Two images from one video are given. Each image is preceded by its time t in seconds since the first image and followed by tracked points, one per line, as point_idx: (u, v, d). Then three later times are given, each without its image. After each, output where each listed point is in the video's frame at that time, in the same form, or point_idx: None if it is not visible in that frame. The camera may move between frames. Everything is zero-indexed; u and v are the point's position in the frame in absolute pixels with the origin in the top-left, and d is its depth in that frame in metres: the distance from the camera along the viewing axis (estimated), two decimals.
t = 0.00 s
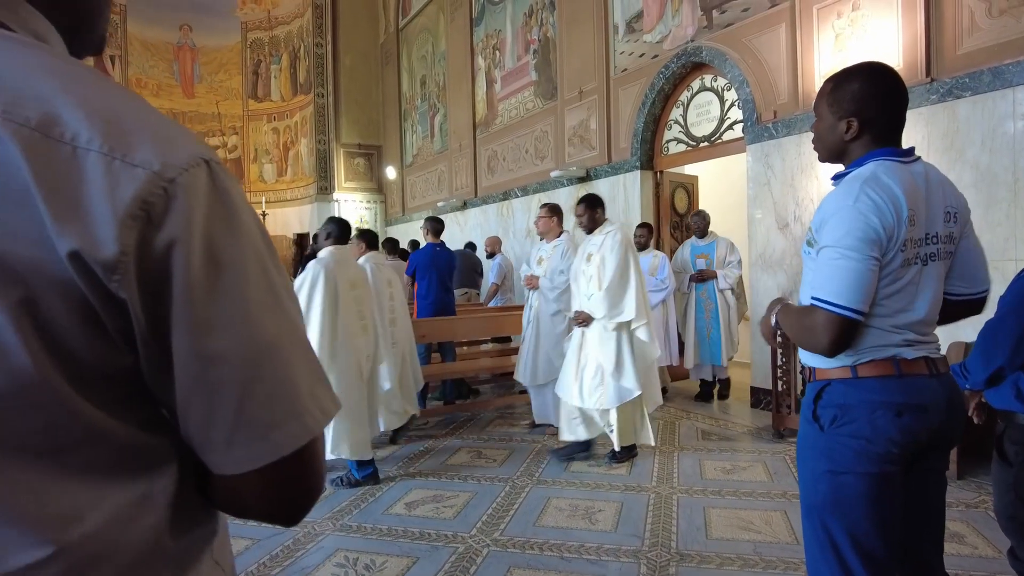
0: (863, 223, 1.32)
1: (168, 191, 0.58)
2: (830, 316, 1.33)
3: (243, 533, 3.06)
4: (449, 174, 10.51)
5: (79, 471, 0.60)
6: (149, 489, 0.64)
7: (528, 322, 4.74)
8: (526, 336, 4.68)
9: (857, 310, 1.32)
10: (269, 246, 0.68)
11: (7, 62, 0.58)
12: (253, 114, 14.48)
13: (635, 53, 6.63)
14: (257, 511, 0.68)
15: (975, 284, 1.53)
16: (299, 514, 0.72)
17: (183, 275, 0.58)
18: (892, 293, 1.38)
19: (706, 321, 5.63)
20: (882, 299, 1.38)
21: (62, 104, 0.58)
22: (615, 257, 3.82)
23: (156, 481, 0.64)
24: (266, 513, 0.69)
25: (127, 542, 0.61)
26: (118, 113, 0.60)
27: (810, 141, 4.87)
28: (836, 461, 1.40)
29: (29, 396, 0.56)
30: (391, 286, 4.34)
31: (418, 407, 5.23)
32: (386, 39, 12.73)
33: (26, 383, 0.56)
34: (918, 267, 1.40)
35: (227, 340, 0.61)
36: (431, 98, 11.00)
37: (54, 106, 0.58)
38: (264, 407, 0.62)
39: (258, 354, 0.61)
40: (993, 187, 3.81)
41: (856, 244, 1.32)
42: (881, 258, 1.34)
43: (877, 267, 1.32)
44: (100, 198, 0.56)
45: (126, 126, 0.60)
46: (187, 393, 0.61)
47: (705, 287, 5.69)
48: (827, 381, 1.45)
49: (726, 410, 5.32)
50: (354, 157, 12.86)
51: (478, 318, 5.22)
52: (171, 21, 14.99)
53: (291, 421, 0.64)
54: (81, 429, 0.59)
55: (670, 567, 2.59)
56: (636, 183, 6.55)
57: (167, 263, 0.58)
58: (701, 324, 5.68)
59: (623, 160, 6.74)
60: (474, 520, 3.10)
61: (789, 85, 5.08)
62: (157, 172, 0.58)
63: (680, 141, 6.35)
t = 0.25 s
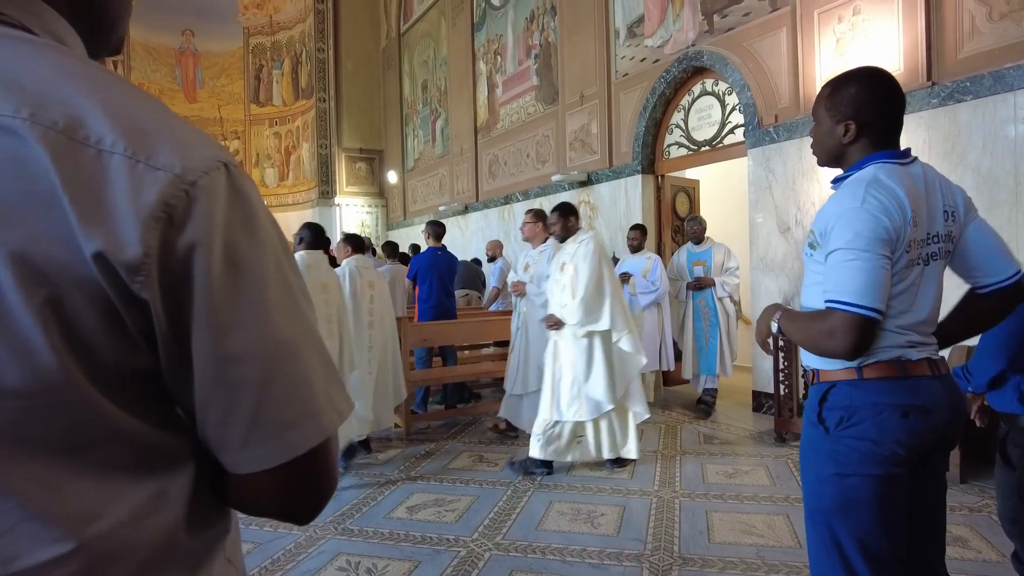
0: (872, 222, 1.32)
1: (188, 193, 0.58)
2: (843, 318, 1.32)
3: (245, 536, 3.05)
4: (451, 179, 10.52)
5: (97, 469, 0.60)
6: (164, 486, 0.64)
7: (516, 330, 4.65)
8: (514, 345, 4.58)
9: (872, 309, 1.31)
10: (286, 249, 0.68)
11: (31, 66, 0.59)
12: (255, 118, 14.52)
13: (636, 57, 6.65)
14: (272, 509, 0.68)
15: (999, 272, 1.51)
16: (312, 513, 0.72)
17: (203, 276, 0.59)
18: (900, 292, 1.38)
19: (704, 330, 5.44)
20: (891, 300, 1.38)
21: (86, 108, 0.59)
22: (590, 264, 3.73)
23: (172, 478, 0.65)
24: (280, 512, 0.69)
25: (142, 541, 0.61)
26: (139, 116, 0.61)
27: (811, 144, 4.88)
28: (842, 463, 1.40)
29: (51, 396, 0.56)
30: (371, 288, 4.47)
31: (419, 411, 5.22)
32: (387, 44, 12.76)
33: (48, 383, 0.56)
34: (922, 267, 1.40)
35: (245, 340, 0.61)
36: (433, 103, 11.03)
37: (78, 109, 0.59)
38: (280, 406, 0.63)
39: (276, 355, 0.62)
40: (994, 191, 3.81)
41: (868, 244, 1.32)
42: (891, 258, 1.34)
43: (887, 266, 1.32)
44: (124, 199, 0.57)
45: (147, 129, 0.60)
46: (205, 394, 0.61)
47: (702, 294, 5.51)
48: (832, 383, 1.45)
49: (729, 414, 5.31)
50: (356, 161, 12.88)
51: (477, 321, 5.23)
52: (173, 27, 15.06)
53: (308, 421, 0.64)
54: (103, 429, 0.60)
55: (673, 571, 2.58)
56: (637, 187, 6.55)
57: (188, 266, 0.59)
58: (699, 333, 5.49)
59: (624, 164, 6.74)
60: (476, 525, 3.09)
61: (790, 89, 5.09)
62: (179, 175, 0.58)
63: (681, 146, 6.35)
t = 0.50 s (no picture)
0: (870, 226, 1.32)
1: (196, 195, 0.59)
2: (846, 321, 1.31)
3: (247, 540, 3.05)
4: (452, 183, 10.53)
5: (106, 468, 0.60)
6: (171, 484, 0.64)
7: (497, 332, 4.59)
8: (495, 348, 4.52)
9: (872, 312, 1.30)
10: (291, 249, 0.69)
11: (40, 69, 0.59)
12: (256, 122, 14.56)
13: (637, 61, 6.66)
14: (278, 507, 0.68)
15: (1010, 266, 1.48)
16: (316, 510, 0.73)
17: (210, 277, 0.59)
18: (900, 294, 1.38)
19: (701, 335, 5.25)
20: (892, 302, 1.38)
21: (95, 110, 0.59)
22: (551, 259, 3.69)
23: (179, 477, 0.65)
24: (286, 509, 0.69)
25: (150, 540, 0.61)
26: (147, 119, 0.61)
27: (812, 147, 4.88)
28: (841, 465, 1.41)
29: (60, 395, 0.57)
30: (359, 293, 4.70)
31: (420, 415, 5.21)
32: (388, 48, 12.80)
33: (58, 381, 0.56)
34: (922, 268, 1.40)
35: (252, 339, 0.61)
36: (434, 107, 11.05)
37: (88, 111, 0.59)
38: (286, 404, 0.63)
39: (283, 354, 0.62)
40: (996, 194, 3.81)
41: (866, 247, 1.32)
42: (890, 260, 1.34)
43: (886, 268, 1.32)
44: (133, 200, 0.57)
45: (155, 131, 0.61)
46: (212, 393, 0.61)
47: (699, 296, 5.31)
48: (832, 385, 1.45)
49: (730, 418, 5.30)
50: (357, 165, 12.90)
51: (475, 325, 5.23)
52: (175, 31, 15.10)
53: (313, 420, 0.65)
54: (113, 428, 0.60)
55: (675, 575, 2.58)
56: (638, 191, 6.56)
57: (195, 266, 0.59)
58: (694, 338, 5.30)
59: (625, 167, 6.75)
60: (477, 528, 3.09)
61: (791, 92, 5.10)
62: (186, 177, 0.59)
63: (682, 149, 6.36)
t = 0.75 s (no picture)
0: (865, 224, 1.33)
1: (191, 181, 0.61)
2: (836, 318, 1.32)
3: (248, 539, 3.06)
4: (453, 184, 10.54)
5: (105, 450, 0.62)
6: (168, 468, 0.66)
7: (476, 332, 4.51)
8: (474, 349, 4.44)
9: (863, 310, 1.31)
10: (285, 236, 0.71)
11: (40, 62, 0.61)
12: (258, 124, 14.59)
13: (637, 63, 6.68)
14: (274, 490, 0.71)
15: (1009, 264, 1.49)
16: (312, 495, 0.74)
17: (205, 261, 0.61)
18: (896, 293, 1.39)
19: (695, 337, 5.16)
20: (887, 300, 1.39)
21: (93, 100, 0.62)
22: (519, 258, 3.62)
23: (177, 461, 0.67)
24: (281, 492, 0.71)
25: (147, 521, 0.63)
26: (145, 111, 0.64)
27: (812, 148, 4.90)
28: (844, 462, 1.41)
29: (60, 378, 0.59)
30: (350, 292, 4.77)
31: (421, 416, 5.22)
32: (389, 50, 12.82)
33: (57, 363, 0.58)
34: (918, 266, 1.41)
35: (246, 324, 0.63)
36: (435, 109, 11.07)
37: (86, 102, 0.61)
38: (281, 388, 0.65)
39: (278, 338, 0.64)
40: (995, 194, 3.82)
41: (857, 246, 1.32)
42: (884, 259, 1.34)
43: (880, 267, 1.32)
44: (130, 187, 0.59)
45: (152, 122, 0.63)
46: (208, 376, 0.63)
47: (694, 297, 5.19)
48: (833, 382, 1.45)
49: (730, 418, 5.30)
50: (358, 167, 12.91)
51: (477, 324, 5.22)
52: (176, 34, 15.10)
53: (309, 405, 0.67)
54: (112, 410, 0.62)
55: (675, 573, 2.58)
56: (638, 192, 6.57)
57: (191, 251, 0.61)
58: (689, 340, 5.22)
59: (625, 169, 6.76)
60: (477, 528, 3.09)
61: (791, 93, 5.11)
62: (182, 164, 0.61)
63: (682, 150, 6.36)
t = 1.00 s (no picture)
0: (863, 224, 1.34)
1: (190, 172, 0.63)
2: (839, 317, 1.34)
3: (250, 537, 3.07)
4: (453, 185, 10.56)
5: (110, 432, 0.64)
6: (171, 452, 0.68)
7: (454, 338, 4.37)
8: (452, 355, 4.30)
9: (865, 308, 1.33)
10: (281, 225, 0.73)
11: (44, 58, 0.63)
12: (258, 125, 14.63)
13: (637, 64, 6.70)
14: (272, 473, 0.72)
15: (1007, 260, 1.50)
16: (309, 479, 0.76)
17: (203, 248, 0.63)
18: (896, 290, 1.41)
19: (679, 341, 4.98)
20: (887, 298, 1.41)
21: (95, 95, 0.64)
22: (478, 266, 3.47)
23: (180, 444, 0.69)
24: (279, 475, 0.73)
25: (150, 502, 0.65)
26: (145, 104, 0.66)
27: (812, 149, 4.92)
28: (844, 457, 1.43)
29: (64, 362, 0.61)
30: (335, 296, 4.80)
31: (422, 416, 5.23)
32: (390, 51, 12.85)
33: (62, 348, 0.60)
34: (917, 263, 1.43)
35: (243, 310, 0.65)
36: (435, 110, 11.10)
37: (88, 97, 0.63)
38: (278, 372, 0.67)
39: (276, 323, 0.66)
40: (995, 194, 3.83)
41: (856, 247, 1.34)
42: (884, 257, 1.36)
43: (879, 266, 1.34)
44: (131, 177, 0.61)
45: (153, 115, 0.65)
46: (208, 360, 0.65)
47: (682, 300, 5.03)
48: (834, 377, 1.47)
49: (731, 418, 5.32)
50: (359, 168, 12.90)
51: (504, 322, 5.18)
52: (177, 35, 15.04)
53: (306, 388, 0.69)
54: (116, 394, 0.64)
55: (676, 570, 2.60)
56: (639, 193, 6.58)
57: (190, 239, 0.63)
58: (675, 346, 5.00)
59: (625, 169, 6.78)
60: (479, 526, 3.11)
61: (791, 94, 5.13)
62: (180, 156, 0.63)
63: (682, 151, 6.38)
